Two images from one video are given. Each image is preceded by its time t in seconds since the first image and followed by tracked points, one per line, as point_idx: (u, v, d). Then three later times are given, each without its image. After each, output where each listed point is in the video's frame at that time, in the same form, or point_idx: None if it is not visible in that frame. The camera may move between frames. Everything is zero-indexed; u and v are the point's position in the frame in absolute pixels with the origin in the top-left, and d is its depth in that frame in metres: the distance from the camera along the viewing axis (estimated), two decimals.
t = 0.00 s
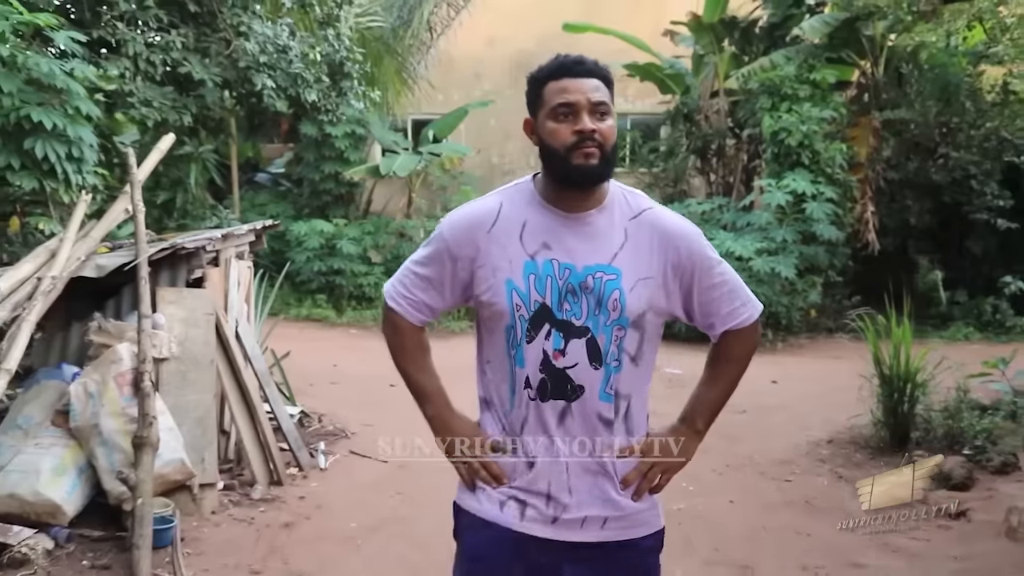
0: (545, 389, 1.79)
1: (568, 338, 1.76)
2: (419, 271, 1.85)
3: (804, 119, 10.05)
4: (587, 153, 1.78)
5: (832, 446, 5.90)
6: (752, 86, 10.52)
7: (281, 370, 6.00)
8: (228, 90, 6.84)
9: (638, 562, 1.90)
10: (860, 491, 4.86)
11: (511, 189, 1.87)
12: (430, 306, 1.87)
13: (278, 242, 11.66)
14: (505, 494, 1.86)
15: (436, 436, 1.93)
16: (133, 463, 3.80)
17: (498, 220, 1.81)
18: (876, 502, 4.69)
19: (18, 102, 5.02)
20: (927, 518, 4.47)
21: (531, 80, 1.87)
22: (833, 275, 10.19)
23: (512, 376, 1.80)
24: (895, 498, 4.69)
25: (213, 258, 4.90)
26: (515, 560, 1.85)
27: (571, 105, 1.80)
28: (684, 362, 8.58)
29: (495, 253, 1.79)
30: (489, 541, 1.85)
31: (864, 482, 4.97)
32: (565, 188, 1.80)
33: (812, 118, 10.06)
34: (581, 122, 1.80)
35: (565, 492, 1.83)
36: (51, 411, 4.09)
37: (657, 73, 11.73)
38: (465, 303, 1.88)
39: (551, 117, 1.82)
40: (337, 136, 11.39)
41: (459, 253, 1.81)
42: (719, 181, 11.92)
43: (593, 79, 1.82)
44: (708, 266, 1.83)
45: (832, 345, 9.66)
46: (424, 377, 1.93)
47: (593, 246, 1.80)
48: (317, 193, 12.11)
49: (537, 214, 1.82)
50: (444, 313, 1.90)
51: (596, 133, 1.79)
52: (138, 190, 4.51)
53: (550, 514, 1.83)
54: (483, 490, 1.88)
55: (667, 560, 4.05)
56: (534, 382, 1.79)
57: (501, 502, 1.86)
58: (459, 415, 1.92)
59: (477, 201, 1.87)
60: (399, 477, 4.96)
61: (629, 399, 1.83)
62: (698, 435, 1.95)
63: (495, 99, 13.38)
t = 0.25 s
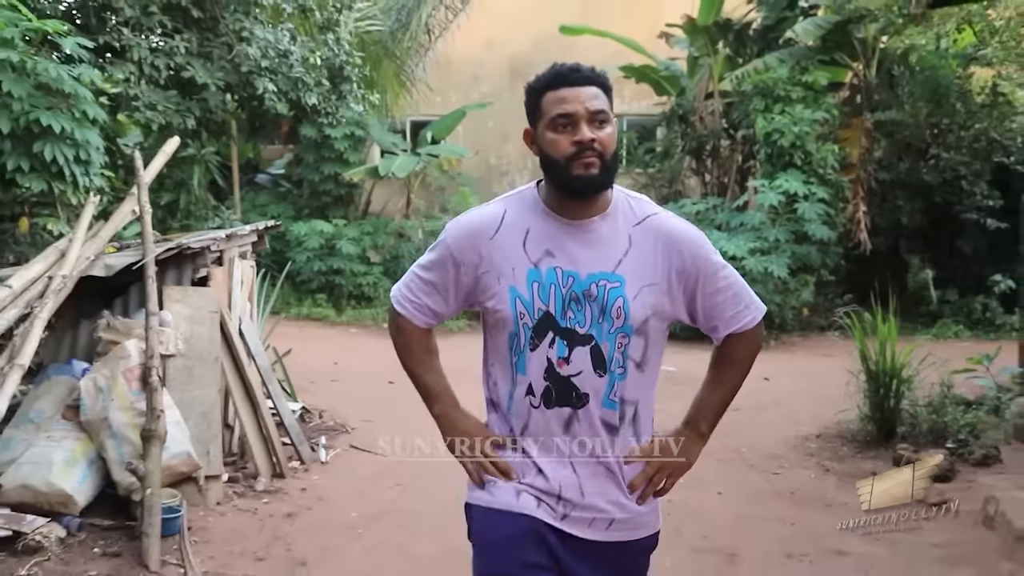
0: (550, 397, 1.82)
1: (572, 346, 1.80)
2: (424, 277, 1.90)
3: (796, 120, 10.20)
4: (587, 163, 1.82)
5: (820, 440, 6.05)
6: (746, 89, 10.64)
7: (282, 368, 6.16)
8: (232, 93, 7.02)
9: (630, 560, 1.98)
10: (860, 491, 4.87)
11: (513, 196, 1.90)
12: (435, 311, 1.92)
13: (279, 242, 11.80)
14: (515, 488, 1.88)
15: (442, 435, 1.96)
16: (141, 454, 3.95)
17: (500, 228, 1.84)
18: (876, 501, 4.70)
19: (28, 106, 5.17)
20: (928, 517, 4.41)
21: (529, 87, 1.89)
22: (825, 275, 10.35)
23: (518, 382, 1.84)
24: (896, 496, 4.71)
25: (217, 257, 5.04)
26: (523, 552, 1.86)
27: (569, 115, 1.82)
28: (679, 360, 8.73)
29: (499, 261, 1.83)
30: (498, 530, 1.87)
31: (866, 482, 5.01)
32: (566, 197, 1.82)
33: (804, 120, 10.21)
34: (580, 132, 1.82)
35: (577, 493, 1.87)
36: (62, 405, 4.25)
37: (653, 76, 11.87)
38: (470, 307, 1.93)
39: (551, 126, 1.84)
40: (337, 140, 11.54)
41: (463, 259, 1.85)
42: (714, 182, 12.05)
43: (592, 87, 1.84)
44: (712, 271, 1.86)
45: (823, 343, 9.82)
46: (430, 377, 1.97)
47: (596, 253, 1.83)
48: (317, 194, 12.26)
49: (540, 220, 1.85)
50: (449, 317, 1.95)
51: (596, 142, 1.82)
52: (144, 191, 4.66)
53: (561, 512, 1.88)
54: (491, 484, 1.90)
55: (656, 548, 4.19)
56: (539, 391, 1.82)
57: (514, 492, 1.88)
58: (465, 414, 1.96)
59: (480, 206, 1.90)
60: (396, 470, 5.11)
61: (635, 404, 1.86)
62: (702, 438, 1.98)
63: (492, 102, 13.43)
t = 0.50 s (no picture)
0: (551, 417, 1.78)
1: (570, 363, 1.76)
2: (405, 305, 1.81)
3: (787, 122, 10.36)
4: (566, 179, 1.77)
5: (807, 435, 6.20)
6: (738, 90, 10.80)
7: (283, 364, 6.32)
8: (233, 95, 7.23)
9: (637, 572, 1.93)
10: (860, 491, 4.98)
11: (492, 215, 1.84)
12: (419, 340, 1.83)
13: (278, 243, 11.95)
14: (521, 514, 1.82)
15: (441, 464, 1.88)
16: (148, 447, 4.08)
17: (483, 250, 1.78)
18: (876, 501, 4.80)
19: (34, 109, 5.30)
20: (926, 517, 4.26)
21: (500, 106, 1.84)
22: (816, 274, 10.53)
23: (515, 406, 1.79)
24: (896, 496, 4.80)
25: (221, 256, 5.19)
26: None
27: (544, 132, 1.77)
28: (672, 357, 8.88)
29: (484, 283, 1.77)
30: (507, 561, 1.82)
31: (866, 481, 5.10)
32: (547, 214, 1.77)
33: (795, 122, 10.37)
34: (557, 148, 1.77)
35: (584, 511, 1.82)
36: (70, 401, 4.38)
37: (647, 78, 12.05)
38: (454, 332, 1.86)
39: (526, 145, 1.79)
40: (335, 141, 11.66)
41: (447, 285, 1.78)
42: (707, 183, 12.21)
43: (562, 100, 1.80)
44: (696, 275, 1.84)
45: (814, 341, 10.00)
46: (421, 409, 1.87)
47: (584, 267, 1.79)
48: (315, 195, 12.40)
49: (523, 239, 1.80)
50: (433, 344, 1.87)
51: (574, 157, 1.77)
52: (150, 192, 4.80)
53: (569, 533, 1.82)
54: (496, 511, 1.84)
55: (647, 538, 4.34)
56: (539, 412, 1.78)
57: (520, 519, 1.82)
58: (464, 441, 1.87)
59: (457, 230, 1.84)
60: (396, 462, 5.28)
61: (634, 416, 1.83)
62: (698, 443, 1.94)
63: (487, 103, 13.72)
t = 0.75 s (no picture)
0: (520, 398, 1.63)
1: (537, 342, 1.62)
2: (358, 293, 1.65)
3: (764, 122, 10.54)
4: (521, 157, 1.64)
5: (781, 426, 6.38)
6: (716, 91, 10.97)
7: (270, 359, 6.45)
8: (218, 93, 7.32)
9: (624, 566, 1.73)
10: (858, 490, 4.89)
11: (445, 198, 1.70)
12: (375, 329, 1.67)
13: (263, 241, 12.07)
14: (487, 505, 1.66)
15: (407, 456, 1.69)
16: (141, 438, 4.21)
17: (440, 230, 1.64)
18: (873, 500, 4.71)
19: (25, 110, 5.42)
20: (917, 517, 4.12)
21: (448, 86, 1.71)
22: (793, 271, 10.76)
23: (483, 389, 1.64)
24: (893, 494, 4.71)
25: (210, 253, 5.31)
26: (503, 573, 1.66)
27: (496, 110, 1.65)
28: (651, 352, 9.06)
29: (442, 265, 1.63)
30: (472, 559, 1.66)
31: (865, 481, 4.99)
32: (505, 192, 1.64)
33: (772, 122, 10.55)
34: (510, 126, 1.65)
35: (551, 497, 1.66)
36: (62, 394, 4.48)
37: (628, 78, 12.22)
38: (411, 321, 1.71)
39: (478, 123, 1.66)
40: (319, 140, 11.66)
41: (405, 270, 1.63)
42: (687, 182, 12.39)
43: (514, 76, 1.67)
44: (653, 249, 1.72)
45: (790, 336, 10.22)
46: (384, 400, 1.70)
47: (546, 243, 1.65)
48: (300, 194, 12.51)
49: (480, 218, 1.66)
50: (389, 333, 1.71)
51: (527, 134, 1.65)
52: (140, 191, 4.91)
53: (539, 523, 1.65)
54: (461, 504, 1.68)
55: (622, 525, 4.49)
56: (508, 393, 1.63)
57: (487, 511, 1.66)
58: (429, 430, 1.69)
59: (410, 213, 1.69)
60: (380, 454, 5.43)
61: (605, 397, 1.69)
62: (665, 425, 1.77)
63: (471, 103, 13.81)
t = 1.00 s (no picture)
0: (505, 394, 1.54)
1: (522, 337, 1.52)
2: (341, 286, 1.55)
3: (749, 122, 10.70)
4: (511, 153, 1.56)
5: (764, 418, 6.55)
6: (702, 91, 11.13)
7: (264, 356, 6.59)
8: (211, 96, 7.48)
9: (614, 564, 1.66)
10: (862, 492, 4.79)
11: (432, 193, 1.62)
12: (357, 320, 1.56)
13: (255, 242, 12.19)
14: (465, 506, 1.60)
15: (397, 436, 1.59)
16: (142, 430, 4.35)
17: (426, 224, 1.55)
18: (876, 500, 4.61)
19: (25, 113, 5.55)
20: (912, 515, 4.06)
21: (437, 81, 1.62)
22: (777, 268, 10.95)
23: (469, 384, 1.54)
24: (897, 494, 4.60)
25: (206, 253, 5.49)
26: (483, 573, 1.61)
27: (487, 105, 1.56)
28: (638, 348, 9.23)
29: (427, 259, 1.53)
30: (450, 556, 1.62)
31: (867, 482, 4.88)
32: (491, 188, 1.56)
33: (757, 121, 10.72)
34: (501, 121, 1.56)
35: (528, 493, 1.59)
36: (64, 389, 4.62)
37: (615, 78, 12.38)
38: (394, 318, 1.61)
39: (467, 118, 1.58)
40: (311, 142, 11.80)
41: (389, 265, 1.53)
42: (674, 181, 12.54)
43: (505, 73, 1.59)
44: (638, 244, 1.64)
45: (775, 332, 10.41)
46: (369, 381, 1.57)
47: (532, 236, 1.56)
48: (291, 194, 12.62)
49: (465, 212, 1.57)
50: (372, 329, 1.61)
51: (518, 131, 1.57)
52: (138, 193, 5.05)
53: (518, 522, 1.59)
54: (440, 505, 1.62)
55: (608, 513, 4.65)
56: (492, 389, 1.53)
57: (465, 513, 1.60)
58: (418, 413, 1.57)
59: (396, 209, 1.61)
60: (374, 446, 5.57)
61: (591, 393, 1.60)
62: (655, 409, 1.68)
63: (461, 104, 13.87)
